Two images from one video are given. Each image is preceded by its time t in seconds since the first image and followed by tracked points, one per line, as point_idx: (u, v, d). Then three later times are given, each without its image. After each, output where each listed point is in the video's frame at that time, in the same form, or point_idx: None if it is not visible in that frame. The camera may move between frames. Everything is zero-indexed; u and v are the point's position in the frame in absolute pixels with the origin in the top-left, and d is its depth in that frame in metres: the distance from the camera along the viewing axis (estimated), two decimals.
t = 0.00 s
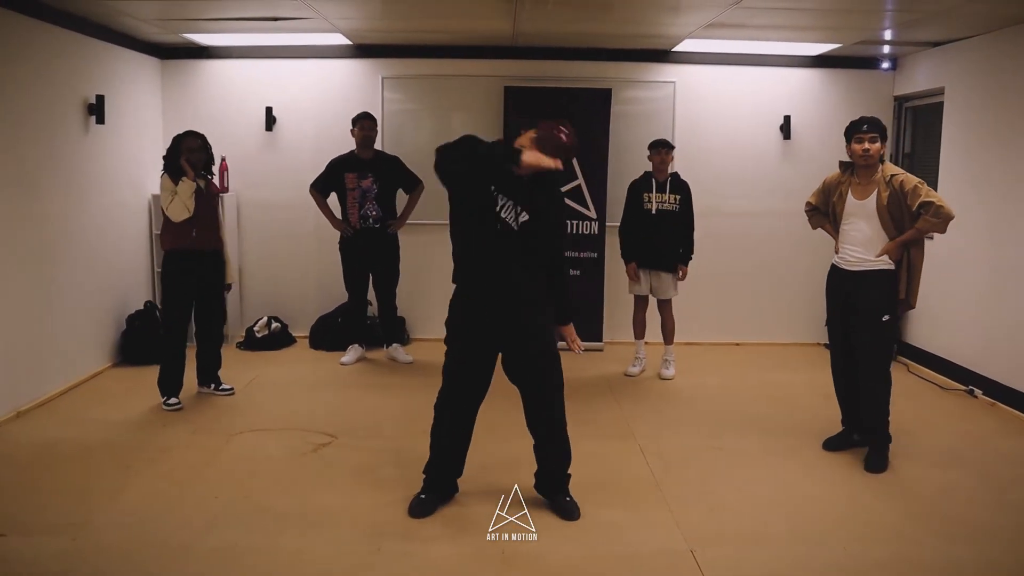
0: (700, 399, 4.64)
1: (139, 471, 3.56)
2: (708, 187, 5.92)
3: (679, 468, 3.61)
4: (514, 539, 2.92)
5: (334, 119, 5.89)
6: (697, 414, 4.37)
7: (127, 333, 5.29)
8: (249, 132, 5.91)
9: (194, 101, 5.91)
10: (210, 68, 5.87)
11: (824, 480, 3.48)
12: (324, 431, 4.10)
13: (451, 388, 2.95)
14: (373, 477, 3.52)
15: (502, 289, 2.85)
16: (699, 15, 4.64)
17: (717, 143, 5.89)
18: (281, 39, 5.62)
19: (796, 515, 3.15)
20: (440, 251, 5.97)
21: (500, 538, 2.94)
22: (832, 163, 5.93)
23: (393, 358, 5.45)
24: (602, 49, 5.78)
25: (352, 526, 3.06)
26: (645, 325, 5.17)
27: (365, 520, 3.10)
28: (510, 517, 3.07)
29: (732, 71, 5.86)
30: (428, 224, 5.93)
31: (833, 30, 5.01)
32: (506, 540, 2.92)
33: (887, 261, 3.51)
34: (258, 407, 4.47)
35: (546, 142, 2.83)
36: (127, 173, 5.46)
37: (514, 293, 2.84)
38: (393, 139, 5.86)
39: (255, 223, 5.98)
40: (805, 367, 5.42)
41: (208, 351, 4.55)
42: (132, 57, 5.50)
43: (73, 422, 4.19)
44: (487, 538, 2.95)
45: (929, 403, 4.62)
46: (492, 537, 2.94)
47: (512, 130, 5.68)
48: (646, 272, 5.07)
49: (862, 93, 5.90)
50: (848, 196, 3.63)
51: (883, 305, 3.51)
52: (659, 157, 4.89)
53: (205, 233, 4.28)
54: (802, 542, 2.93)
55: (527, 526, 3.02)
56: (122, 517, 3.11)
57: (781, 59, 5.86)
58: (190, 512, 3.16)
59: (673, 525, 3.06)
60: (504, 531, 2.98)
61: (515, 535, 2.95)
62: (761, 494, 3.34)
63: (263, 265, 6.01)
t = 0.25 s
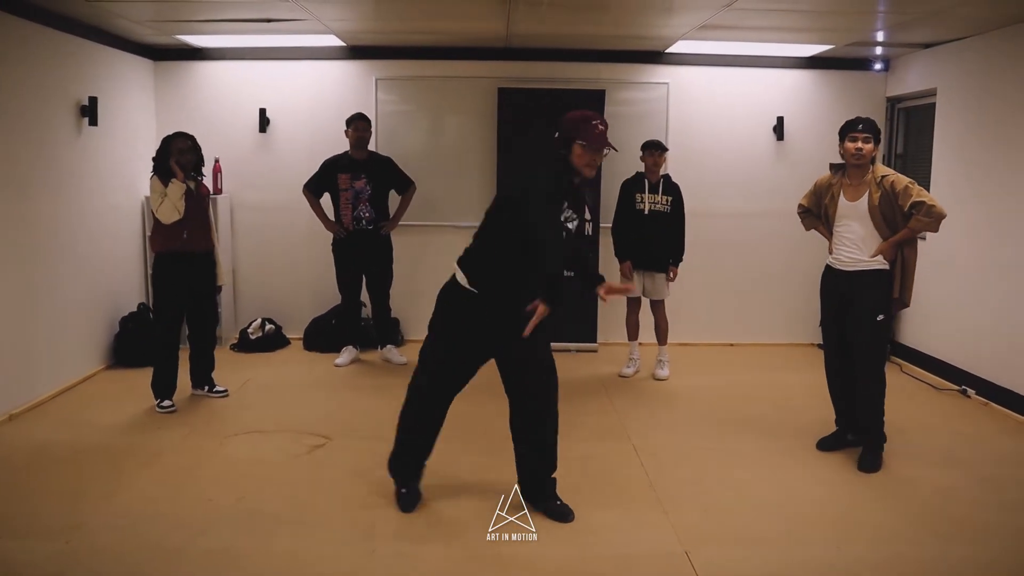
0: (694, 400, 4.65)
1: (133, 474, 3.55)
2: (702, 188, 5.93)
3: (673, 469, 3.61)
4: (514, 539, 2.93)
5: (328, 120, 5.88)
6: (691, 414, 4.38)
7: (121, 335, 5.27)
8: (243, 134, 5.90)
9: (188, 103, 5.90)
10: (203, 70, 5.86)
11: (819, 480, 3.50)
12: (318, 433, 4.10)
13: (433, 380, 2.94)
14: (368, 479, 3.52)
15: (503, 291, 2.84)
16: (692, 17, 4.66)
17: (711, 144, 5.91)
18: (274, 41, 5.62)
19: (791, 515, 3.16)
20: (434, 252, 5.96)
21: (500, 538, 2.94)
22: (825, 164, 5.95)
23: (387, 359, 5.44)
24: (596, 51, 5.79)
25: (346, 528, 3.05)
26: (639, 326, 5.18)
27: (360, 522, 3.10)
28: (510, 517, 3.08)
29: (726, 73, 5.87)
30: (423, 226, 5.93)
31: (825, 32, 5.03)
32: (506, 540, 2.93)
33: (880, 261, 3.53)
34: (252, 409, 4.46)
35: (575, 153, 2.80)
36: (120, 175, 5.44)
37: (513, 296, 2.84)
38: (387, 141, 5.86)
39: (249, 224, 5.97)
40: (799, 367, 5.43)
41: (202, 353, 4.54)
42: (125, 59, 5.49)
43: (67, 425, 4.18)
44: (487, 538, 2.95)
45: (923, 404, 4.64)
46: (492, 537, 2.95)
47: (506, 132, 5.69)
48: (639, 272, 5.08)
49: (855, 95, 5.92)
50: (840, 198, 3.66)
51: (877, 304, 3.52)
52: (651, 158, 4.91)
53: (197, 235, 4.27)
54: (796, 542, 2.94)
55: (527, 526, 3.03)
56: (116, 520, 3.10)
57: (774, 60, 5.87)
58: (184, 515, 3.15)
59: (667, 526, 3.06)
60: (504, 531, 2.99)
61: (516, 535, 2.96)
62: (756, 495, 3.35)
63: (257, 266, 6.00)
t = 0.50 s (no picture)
0: (689, 400, 4.66)
1: (126, 475, 3.54)
2: (695, 188, 5.94)
3: (667, 469, 3.62)
4: (514, 539, 2.93)
5: (322, 120, 5.88)
6: (686, 414, 4.39)
7: (114, 337, 5.26)
8: (237, 134, 5.89)
9: (181, 103, 5.89)
10: (197, 71, 5.86)
11: (814, 479, 3.50)
12: (312, 434, 4.09)
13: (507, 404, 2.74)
14: (362, 480, 3.52)
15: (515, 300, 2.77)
16: (686, 17, 4.67)
17: (704, 144, 5.92)
18: (269, 42, 5.61)
19: (786, 514, 3.17)
20: (428, 253, 5.96)
21: (500, 538, 2.95)
22: (819, 165, 5.97)
23: (382, 360, 5.44)
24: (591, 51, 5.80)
25: (341, 528, 3.05)
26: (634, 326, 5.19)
27: (354, 523, 3.10)
28: (510, 517, 3.08)
29: (720, 73, 5.89)
30: (417, 226, 5.93)
31: (819, 32, 5.05)
32: (506, 540, 2.93)
33: (876, 260, 3.54)
34: (246, 410, 4.45)
35: (562, 167, 2.77)
36: (114, 176, 5.43)
37: (527, 303, 2.76)
38: (381, 141, 5.85)
39: (243, 225, 5.96)
40: (794, 367, 5.44)
41: (195, 354, 4.53)
42: (118, 59, 5.47)
43: (61, 427, 4.17)
44: (487, 538, 2.96)
45: (916, 403, 4.65)
46: (492, 537, 2.96)
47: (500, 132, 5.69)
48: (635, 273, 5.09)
49: (849, 95, 5.94)
50: (836, 196, 3.66)
51: (874, 303, 3.54)
52: (647, 159, 4.89)
53: (189, 236, 4.27)
54: (790, 541, 2.95)
55: (527, 526, 3.03)
56: (109, 521, 3.09)
57: (768, 61, 5.89)
58: (179, 516, 3.15)
59: (662, 525, 3.07)
60: (504, 531, 2.99)
61: (515, 535, 2.96)
62: (749, 494, 3.36)
63: (251, 267, 6.00)
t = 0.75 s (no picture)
0: (681, 400, 4.67)
1: (117, 477, 3.53)
2: (686, 188, 5.96)
3: (659, 468, 3.63)
4: (514, 539, 2.94)
5: (313, 121, 5.87)
6: (677, 414, 4.40)
7: (105, 338, 5.24)
8: (228, 135, 5.88)
9: (172, 103, 5.87)
10: (187, 71, 5.84)
11: (805, 478, 3.52)
12: (304, 435, 4.09)
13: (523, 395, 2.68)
14: (354, 481, 3.51)
15: (503, 287, 2.69)
16: (677, 18, 4.68)
17: (695, 144, 5.93)
18: (260, 42, 5.60)
19: (778, 513, 3.18)
20: (420, 253, 5.96)
21: (500, 538, 2.95)
22: (809, 165, 5.99)
23: (374, 361, 5.43)
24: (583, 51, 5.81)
25: (333, 529, 3.05)
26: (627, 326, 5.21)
27: (347, 523, 3.10)
28: (510, 516, 3.08)
29: (711, 73, 5.90)
30: (408, 227, 5.92)
31: (809, 32, 5.07)
32: (506, 540, 2.94)
33: (877, 261, 3.58)
34: (237, 411, 4.44)
35: (546, 162, 2.66)
36: (104, 177, 5.41)
37: (517, 287, 2.66)
38: (372, 142, 5.85)
39: (234, 226, 5.94)
40: (784, 367, 5.46)
41: (186, 355, 4.52)
42: (108, 59, 5.45)
43: (51, 428, 4.15)
44: (487, 538, 2.96)
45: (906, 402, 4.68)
46: (492, 537, 2.96)
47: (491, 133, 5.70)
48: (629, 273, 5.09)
49: (838, 95, 5.97)
50: (838, 196, 3.67)
51: (874, 305, 3.58)
52: (642, 160, 4.93)
53: (178, 237, 4.25)
54: (781, 539, 2.96)
55: (527, 526, 3.04)
56: (100, 523, 3.08)
57: (758, 61, 5.91)
58: (170, 518, 3.14)
59: (653, 524, 3.08)
60: (504, 531, 3.00)
61: (516, 535, 2.97)
62: (741, 493, 3.37)
63: (241, 268, 5.98)
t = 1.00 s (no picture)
0: (674, 399, 4.68)
1: (109, 478, 3.52)
2: (678, 188, 5.97)
3: (652, 468, 3.64)
4: (514, 539, 2.94)
5: (305, 121, 5.86)
6: (669, 413, 4.41)
7: (96, 338, 5.22)
8: (219, 135, 5.86)
9: (163, 103, 5.85)
10: (179, 71, 5.82)
11: (798, 477, 3.53)
12: (296, 435, 4.08)
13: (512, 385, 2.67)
14: (347, 481, 3.51)
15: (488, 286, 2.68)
16: (670, 18, 4.69)
17: (687, 145, 5.95)
18: (252, 42, 5.59)
19: (770, 512, 3.19)
20: (412, 253, 5.95)
21: (500, 538, 2.96)
22: (800, 165, 6.02)
23: (367, 361, 5.42)
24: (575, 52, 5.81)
25: (326, 530, 3.05)
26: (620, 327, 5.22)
27: (340, 524, 3.09)
28: (510, 516, 3.07)
29: (703, 74, 5.92)
30: (400, 227, 5.92)
31: (800, 33, 5.08)
32: (506, 540, 2.94)
33: (880, 262, 3.58)
34: (229, 412, 4.43)
35: (531, 163, 2.66)
36: (95, 177, 5.39)
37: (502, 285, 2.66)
38: (365, 142, 5.84)
39: (225, 226, 5.93)
40: (776, 366, 5.48)
41: (178, 356, 4.51)
42: (99, 59, 5.43)
43: (41, 429, 4.13)
44: (487, 538, 2.96)
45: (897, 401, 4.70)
46: (493, 537, 2.96)
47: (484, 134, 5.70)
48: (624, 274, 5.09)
49: (829, 96, 5.99)
50: (843, 196, 3.69)
51: (877, 306, 3.60)
52: (636, 162, 4.92)
53: (169, 237, 4.24)
54: (774, 538, 2.97)
55: (527, 526, 3.04)
56: (91, 524, 3.07)
57: (750, 62, 5.93)
58: (162, 519, 3.13)
59: (646, 524, 3.09)
60: (505, 531, 3.00)
61: (516, 535, 2.97)
62: (734, 492, 3.38)
63: (233, 268, 5.97)
